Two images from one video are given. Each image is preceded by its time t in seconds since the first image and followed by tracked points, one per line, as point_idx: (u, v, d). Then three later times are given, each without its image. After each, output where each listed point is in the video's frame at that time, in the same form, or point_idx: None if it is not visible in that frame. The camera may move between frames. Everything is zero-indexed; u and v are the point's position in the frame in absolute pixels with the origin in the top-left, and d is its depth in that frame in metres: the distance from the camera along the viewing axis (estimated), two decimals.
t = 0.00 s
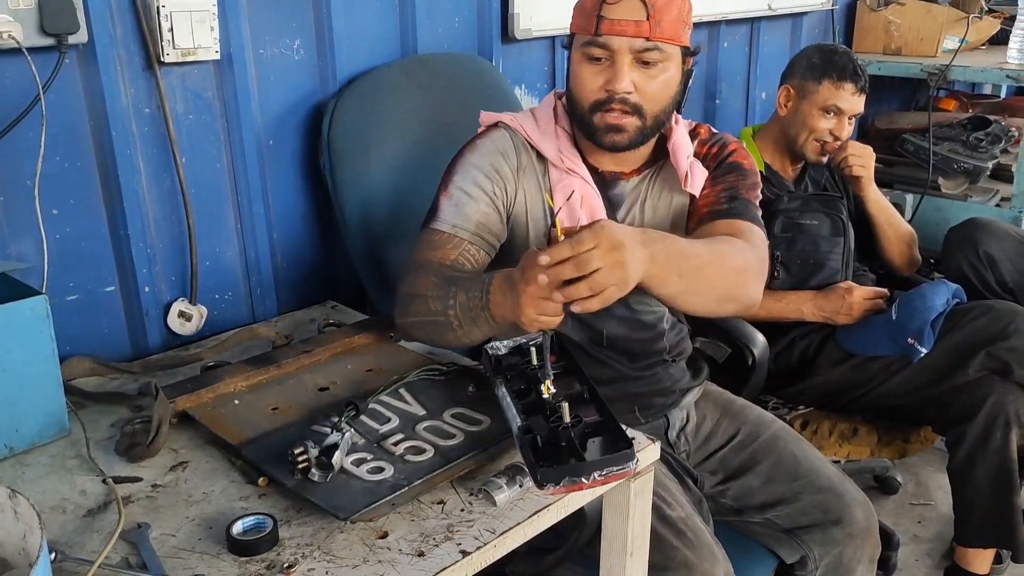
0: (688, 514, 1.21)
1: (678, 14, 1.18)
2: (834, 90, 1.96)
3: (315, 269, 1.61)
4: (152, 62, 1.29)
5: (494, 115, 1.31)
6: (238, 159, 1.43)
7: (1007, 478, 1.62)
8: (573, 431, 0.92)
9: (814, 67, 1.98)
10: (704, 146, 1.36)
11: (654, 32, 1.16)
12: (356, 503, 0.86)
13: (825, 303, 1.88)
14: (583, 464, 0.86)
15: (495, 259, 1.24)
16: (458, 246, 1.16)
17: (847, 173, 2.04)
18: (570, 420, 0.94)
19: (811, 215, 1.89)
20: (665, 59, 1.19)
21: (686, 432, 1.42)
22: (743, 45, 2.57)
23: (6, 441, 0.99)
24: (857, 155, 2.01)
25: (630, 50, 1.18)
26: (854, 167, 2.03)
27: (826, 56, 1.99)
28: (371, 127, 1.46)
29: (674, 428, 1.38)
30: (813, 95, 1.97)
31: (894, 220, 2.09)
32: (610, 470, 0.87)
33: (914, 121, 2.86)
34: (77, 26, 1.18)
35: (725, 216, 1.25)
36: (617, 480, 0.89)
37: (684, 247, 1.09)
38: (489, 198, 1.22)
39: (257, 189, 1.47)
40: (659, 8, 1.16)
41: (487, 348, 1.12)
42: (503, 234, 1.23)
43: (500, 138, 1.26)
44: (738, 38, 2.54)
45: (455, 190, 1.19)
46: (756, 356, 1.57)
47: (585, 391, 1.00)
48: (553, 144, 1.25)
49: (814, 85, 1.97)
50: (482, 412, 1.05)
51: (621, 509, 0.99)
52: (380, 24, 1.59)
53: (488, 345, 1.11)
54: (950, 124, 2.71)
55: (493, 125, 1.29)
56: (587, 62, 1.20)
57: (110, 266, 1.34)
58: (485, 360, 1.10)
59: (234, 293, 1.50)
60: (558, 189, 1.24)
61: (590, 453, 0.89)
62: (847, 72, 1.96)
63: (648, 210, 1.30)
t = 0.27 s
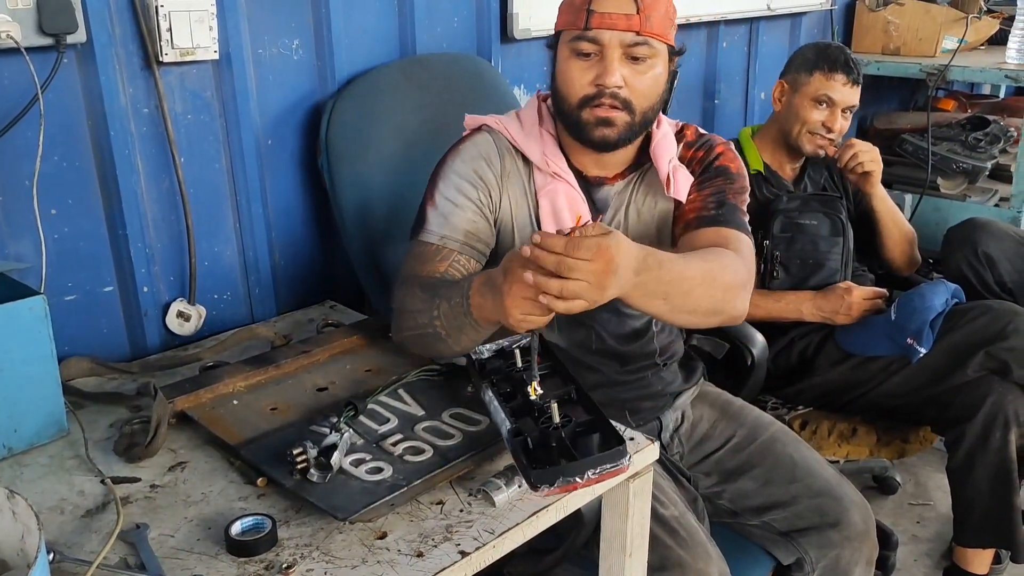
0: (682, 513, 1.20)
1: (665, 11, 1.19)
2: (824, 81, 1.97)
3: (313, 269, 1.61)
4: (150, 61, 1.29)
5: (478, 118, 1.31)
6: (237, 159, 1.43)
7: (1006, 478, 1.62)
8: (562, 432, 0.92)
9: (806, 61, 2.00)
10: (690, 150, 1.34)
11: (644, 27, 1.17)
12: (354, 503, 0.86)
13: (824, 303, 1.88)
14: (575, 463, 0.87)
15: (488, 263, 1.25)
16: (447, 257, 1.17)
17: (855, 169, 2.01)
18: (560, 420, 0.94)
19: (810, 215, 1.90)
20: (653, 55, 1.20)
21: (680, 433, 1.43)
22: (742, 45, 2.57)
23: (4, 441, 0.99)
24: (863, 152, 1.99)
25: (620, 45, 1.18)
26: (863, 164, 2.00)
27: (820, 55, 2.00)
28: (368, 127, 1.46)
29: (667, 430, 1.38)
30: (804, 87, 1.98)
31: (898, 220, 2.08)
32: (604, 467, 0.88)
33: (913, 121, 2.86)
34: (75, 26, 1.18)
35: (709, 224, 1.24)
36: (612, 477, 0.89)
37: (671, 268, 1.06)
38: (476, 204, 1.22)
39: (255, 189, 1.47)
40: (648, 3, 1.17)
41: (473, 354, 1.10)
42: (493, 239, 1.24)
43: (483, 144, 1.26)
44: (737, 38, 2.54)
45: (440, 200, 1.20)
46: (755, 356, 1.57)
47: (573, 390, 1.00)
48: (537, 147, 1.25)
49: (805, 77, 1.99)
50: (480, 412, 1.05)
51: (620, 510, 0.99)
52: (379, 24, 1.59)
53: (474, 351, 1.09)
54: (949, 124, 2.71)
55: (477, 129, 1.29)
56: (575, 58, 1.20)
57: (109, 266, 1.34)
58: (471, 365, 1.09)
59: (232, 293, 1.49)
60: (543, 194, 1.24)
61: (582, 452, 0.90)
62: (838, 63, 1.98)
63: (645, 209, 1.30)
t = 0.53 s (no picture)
0: (681, 514, 1.20)
1: (635, 5, 1.19)
2: (817, 73, 1.98)
3: (312, 269, 1.61)
4: (149, 61, 1.29)
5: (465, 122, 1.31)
6: (236, 159, 1.43)
7: (1005, 478, 1.62)
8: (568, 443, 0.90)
9: (799, 55, 2.01)
10: (685, 146, 1.35)
11: (612, 23, 1.17)
12: (352, 504, 0.86)
13: (824, 303, 1.88)
14: (575, 477, 0.84)
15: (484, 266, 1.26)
16: (437, 265, 1.19)
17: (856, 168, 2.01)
18: (566, 432, 0.92)
19: (810, 215, 1.90)
20: (625, 50, 1.19)
21: (679, 435, 1.43)
22: (742, 45, 2.56)
23: (3, 442, 0.99)
24: (863, 148, 2.00)
25: (589, 43, 1.18)
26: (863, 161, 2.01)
27: (812, 50, 2.00)
28: (366, 128, 1.46)
29: (667, 433, 1.39)
30: (797, 80, 2.00)
31: (899, 220, 2.07)
32: (605, 485, 0.85)
33: (913, 121, 2.86)
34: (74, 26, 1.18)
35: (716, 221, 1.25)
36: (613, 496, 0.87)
37: (688, 255, 1.10)
38: (466, 210, 1.23)
39: (255, 189, 1.47)
40: None
41: (480, 354, 1.10)
42: (487, 244, 1.25)
43: (468, 150, 1.26)
44: (737, 38, 2.54)
45: (429, 208, 1.22)
46: (755, 356, 1.57)
47: (580, 405, 0.98)
48: (524, 151, 1.25)
49: (798, 70, 2.01)
50: (479, 412, 1.05)
51: (619, 511, 0.98)
52: (379, 24, 1.59)
53: (480, 350, 1.09)
54: (949, 124, 2.71)
55: (463, 133, 1.29)
56: (547, 61, 1.20)
57: (108, 267, 1.34)
58: (477, 366, 1.08)
59: (231, 293, 1.49)
60: (532, 198, 1.24)
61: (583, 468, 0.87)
62: (829, 56, 1.98)
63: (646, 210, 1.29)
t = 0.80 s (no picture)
0: (686, 516, 1.20)
1: None
2: (817, 70, 1.98)
3: (313, 269, 1.60)
4: (150, 61, 1.29)
5: (463, 120, 1.32)
6: (237, 159, 1.43)
7: (1006, 479, 1.62)
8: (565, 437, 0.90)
9: (799, 54, 2.01)
10: (675, 135, 1.36)
11: (566, 15, 1.15)
12: (352, 505, 0.86)
13: (825, 303, 1.89)
14: (575, 469, 0.85)
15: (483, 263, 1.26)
16: (432, 263, 1.19)
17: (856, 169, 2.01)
18: (561, 426, 0.92)
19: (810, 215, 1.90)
20: (587, 42, 1.18)
21: (684, 436, 1.42)
22: (742, 45, 2.56)
23: (4, 442, 0.99)
24: (863, 147, 1.98)
25: (547, 38, 1.17)
26: (864, 161, 2.00)
27: (811, 49, 2.00)
28: (367, 127, 1.46)
29: (672, 434, 1.39)
30: (797, 78, 2.00)
31: (900, 220, 2.07)
32: (605, 474, 0.85)
33: (914, 121, 2.85)
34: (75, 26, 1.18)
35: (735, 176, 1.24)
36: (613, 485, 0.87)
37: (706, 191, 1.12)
38: (461, 208, 1.23)
39: (255, 189, 1.47)
40: None
41: (473, 357, 1.09)
42: (483, 241, 1.25)
43: (466, 146, 1.26)
44: (737, 38, 2.54)
45: (424, 206, 1.22)
46: (756, 356, 1.57)
47: (576, 399, 0.98)
48: (519, 149, 1.25)
49: (797, 68, 2.00)
50: (479, 412, 1.05)
51: (620, 512, 0.98)
52: (380, 24, 1.59)
53: (473, 354, 1.08)
54: (950, 124, 2.71)
55: (461, 130, 1.30)
56: (512, 60, 1.20)
57: (109, 266, 1.34)
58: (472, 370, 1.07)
59: (232, 293, 1.49)
60: (527, 197, 1.24)
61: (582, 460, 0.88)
62: (828, 53, 1.98)
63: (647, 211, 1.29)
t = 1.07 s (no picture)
0: (689, 518, 1.20)
1: None
2: (822, 70, 1.97)
3: (315, 268, 1.61)
4: (152, 61, 1.29)
5: (464, 115, 1.32)
6: (239, 158, 1.43)
7: (1009, 479, 1.62)
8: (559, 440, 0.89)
9: (802, 54, 2.01)
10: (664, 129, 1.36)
11: (560, 12, 1.15)
12: (355, 505, 0.86)
13: (827, 304, 1.89)
14: (569, 475, 0.83)
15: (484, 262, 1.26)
16: (434, 263, 1.19)
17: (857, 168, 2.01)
18: (558, 429, 0.91)
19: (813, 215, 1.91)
20: (580, 39, 1.18)
21: (688, 438, 1.42)
22: (744, 45, 2.56)
23: (6, 441, 0.98)
24: (864, 148, 1.99)
25: (540, 36, 1.17)
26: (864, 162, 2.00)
27: (816, 48, 2.00)
28: (369, 127, 1.46)
29: (676, 436, 1.39)
30: (802, 78, 1.99)
31: (902, 220, 2.07)
32: (598, 482, 0.84)
33: (916, 121, 2.85)
34: (77, 26, 1.18)
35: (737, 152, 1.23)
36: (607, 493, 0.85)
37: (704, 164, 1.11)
38: (461, 207, 1.23)
39: (258, 189, 1.47)
40: None
41: (475, 356, 1.09)
42: (484, 240, 1.25)
43: (466, 144, 1.26)
44: (739, 38, 2.54)
45: (425, 204, 1.22)
46: (759, 356, 1.58)
47: (575, 403, 0.97)
48: (519, 148, 1.25)
49: (802, 69, 2.00)
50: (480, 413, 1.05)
51: (622, 512, 0.98)
52: (382, 24, 1.59)
53: (475, 353, 1.08)
54: (952, 124, 2.71)
55: (462, 126, 1.30)
56: (506, 59, 1.20)
57: (112, 266, 1.34)
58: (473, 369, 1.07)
59: (234, 292, 1.49)
60: (526, 197, 1.24)
61: (578, 465, 0.86)
62: (835, 54, 1.98)
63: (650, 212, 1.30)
